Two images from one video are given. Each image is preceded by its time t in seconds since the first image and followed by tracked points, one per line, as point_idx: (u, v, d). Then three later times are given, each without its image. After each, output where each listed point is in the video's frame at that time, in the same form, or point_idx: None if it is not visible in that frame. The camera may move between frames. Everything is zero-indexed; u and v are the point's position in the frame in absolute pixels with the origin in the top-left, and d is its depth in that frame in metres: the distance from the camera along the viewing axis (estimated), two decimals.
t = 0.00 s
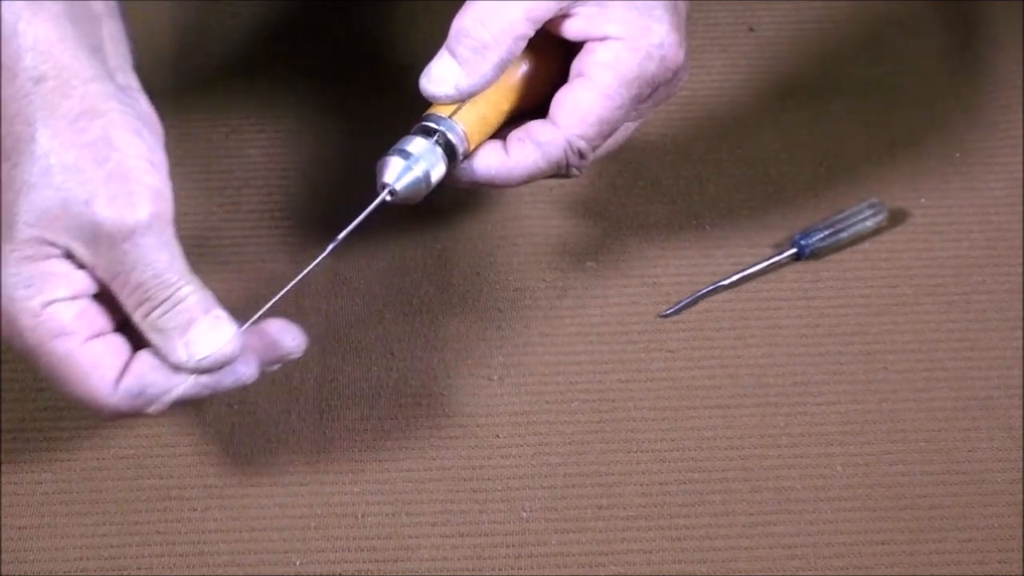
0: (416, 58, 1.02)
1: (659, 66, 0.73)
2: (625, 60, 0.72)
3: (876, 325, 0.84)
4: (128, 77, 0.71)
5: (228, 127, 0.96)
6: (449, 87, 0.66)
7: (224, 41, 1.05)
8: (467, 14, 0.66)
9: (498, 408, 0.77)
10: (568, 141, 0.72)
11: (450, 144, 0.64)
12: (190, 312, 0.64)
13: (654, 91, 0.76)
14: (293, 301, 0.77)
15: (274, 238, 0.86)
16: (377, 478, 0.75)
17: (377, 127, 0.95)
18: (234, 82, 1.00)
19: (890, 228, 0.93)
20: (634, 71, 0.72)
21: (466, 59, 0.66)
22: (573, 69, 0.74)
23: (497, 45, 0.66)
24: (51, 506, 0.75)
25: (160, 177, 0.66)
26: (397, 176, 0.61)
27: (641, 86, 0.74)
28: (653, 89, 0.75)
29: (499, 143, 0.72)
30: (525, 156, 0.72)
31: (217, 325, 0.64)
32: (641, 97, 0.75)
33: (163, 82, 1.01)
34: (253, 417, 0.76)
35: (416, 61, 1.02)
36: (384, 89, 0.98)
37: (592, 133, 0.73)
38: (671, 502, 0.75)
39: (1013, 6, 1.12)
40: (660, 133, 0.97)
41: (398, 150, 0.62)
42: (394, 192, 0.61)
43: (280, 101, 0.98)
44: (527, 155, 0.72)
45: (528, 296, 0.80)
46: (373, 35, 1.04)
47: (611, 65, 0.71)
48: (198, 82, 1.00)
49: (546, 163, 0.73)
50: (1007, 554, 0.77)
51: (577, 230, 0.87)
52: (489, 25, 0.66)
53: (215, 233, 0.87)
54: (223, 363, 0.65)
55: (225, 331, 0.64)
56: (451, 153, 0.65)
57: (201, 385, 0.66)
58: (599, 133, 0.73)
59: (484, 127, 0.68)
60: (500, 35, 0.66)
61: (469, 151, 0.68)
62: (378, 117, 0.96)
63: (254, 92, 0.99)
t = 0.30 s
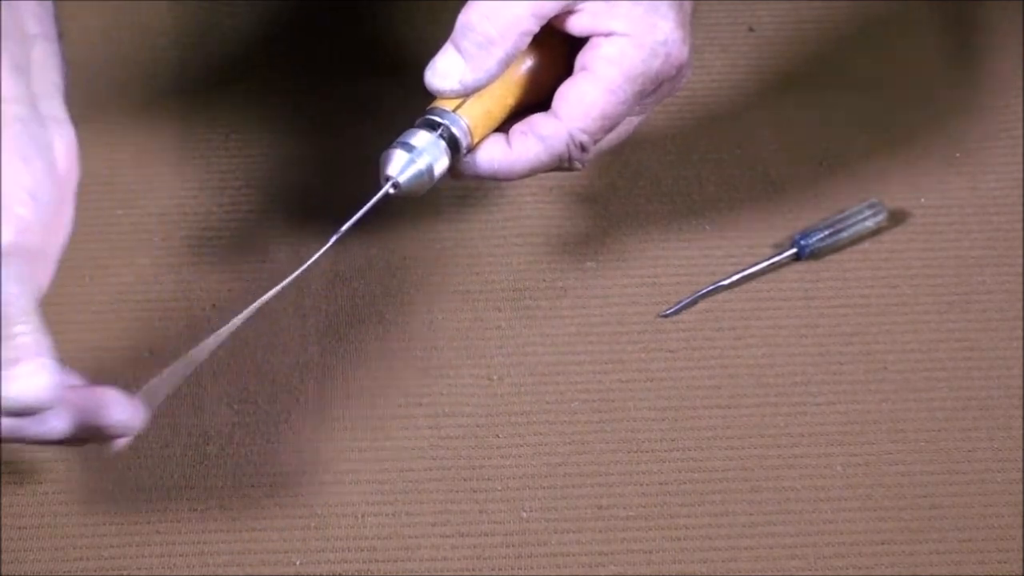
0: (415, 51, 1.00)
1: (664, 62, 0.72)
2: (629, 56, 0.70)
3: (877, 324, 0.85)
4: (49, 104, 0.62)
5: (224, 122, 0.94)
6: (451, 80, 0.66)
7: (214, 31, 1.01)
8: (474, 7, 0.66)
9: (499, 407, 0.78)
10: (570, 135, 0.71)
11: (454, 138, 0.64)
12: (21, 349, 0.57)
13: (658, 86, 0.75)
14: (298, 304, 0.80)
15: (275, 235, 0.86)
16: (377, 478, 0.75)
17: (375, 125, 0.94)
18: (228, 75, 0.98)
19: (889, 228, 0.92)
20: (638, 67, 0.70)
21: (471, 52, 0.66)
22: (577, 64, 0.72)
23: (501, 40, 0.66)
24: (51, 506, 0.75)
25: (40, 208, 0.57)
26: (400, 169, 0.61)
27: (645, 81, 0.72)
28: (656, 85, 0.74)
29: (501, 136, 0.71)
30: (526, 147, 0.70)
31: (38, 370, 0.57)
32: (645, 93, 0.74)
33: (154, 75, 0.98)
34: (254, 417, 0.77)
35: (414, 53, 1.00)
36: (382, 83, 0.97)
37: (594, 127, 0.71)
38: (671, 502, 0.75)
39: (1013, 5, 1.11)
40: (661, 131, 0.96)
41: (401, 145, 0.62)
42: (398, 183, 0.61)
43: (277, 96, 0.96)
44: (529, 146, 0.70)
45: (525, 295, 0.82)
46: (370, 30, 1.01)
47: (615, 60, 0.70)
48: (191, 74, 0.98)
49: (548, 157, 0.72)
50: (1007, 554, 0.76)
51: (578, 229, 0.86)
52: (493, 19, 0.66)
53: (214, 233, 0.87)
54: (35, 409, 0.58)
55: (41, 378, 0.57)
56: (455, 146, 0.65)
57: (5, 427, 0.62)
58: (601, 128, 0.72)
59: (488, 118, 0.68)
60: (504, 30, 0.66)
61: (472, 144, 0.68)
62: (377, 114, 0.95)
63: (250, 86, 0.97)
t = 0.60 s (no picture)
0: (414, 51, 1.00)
1: (664, 87, 0.73)
2: (630, 81, 0.71)
3: (878, 324, 0.85)
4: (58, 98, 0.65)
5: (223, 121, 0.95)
6: (488, 112, 0.67)
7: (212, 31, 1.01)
8: (496, 37, 0.67)
9: (498, 407, 0.77)
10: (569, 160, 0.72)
11: (460, 163, 0.65)
12: None
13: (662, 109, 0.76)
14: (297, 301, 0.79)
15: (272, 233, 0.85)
16: (378, 478, 0.75)
17: (367, 129, 0.94)
18: (226, 74, 0.98)
19: (889, 229, 0.92)
20: (639, 91, 0.72)
21: (500, 80, 0.68)
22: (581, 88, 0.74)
23: (528, 63, 0.68)
24: (52, 506, 0.75)
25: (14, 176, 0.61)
26: (405, 190, 0.61)
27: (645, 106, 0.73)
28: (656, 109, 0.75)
29: (502, 165, 0.73)
30: (529, 175, 0.72)
31: None
32: (645, 118, 0.75)
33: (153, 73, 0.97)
34: (253, 417, 0.77)
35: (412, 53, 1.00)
36: (380, 83, 0.97)
37: (594, 150, 0.72)
38: (671, 501, 0.75)
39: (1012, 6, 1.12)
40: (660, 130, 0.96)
41: (410, 166, 0.62)
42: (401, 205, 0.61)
43: (276, 97, 0.96)
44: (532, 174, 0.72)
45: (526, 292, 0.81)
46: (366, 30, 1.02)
47: (617, 83, 0.71)
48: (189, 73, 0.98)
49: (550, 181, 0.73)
50: (1007, 554, 0.77)
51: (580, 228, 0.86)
52: (518, 45, 0.67)
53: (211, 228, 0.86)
54: None
55: None
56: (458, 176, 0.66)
57: None
58: (600, 151, 0.73)
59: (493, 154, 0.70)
60: (530, 52, 0.68)
61: (478, 174, 0.69)
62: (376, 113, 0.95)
63: (248, 87, 0.97)
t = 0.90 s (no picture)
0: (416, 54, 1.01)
1: (668, 66, 0.70)
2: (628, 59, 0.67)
3: (877, 324, 0.85)
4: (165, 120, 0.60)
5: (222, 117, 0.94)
6: (462, 77, 0.66)
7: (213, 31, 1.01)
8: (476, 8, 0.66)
9: (499, 407, 0.77)
10: (571, 146, 0.68)
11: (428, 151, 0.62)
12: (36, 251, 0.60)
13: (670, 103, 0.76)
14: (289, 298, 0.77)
15: (268, 230, 0.82)
16: (377, 478, 0.75)
17: (363, 122, 0.92)
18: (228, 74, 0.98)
19: (889, 228, 0.92)
20: (633, 67, 0.67)
21: (475, 49, 0.66)
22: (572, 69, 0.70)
23: (501, 39, 0.66)
24: (52, 507, 0.75)
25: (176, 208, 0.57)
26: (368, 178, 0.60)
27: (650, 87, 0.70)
28: (665, 94, 0.74)
29: (501, 153, 0.68)
30: (526, 163, 0.68)
31: None
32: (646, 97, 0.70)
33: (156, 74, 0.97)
34: (252, 416, 0.77)
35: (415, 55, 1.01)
36: (382, 80, 0.97)
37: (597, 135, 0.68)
38: (671, 501, 0.75)
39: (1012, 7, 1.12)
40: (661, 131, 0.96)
41: (378, 154, 0.60)
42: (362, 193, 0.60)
43: (276, 93, 0.95)
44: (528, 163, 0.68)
45: (523, 297, 0.81)
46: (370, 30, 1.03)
47: (604, 62, 0.67)
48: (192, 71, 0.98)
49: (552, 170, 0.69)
50: (1007, 554, 0.77)
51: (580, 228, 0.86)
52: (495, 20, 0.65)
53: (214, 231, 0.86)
54: None
55: None
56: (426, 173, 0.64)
57: None
58: (607, 135, 0.69)
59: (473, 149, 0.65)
60: (506, 29, 0.66)
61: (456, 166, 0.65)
62: (378, 110, 0.94)
63: (250, 86, 0.97)
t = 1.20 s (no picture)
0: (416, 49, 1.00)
1: (676, 64, 0.69)
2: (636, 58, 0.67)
3: (877, 323, 0.85)
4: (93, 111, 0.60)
5: (220, 118, 0.93)
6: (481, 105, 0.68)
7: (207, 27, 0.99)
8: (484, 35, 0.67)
9: (498, 406, 0.78)
10: (573, 145, 0.67)
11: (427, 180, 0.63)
12: None
13: (685, 104, 0.74)
14: (293, 306, 0.81)
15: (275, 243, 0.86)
16: (377, 478, 0.75)
17: (361, 128, 0.93)
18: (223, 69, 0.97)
19: (890, 228, 0.92)
20: (636, 66, 0.67)
21: (490, 75, 0.68)
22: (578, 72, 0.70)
23: (513, 61, 0.67)
24: (51, 508, 0.75)
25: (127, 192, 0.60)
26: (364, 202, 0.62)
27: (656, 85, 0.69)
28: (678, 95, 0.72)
29: (509, 159, 0.68)
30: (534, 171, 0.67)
31: None
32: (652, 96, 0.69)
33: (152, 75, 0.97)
34: (252, 416, 0.77)
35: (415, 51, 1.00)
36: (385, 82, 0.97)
37: (598, 133, 0.67)
38: (671, 501, 0.76)
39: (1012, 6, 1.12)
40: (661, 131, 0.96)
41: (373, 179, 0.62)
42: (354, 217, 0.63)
43: (277, 96, 0.95)
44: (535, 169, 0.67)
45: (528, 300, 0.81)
46: (369, 22, 1.02)
47: (606, 61, 0.66)
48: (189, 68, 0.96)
49: (560, 171, 0.68)
50: (1006, 554, 0.76)
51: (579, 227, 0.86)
52: (506, 44, 0.67)
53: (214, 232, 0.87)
54: None
55: None
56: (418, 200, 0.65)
57: None
58: (610, 134, 0.68)
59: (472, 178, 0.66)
60: (517, 51, 0.67)
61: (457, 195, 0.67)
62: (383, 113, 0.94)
63: (249, 87, 0.95)
